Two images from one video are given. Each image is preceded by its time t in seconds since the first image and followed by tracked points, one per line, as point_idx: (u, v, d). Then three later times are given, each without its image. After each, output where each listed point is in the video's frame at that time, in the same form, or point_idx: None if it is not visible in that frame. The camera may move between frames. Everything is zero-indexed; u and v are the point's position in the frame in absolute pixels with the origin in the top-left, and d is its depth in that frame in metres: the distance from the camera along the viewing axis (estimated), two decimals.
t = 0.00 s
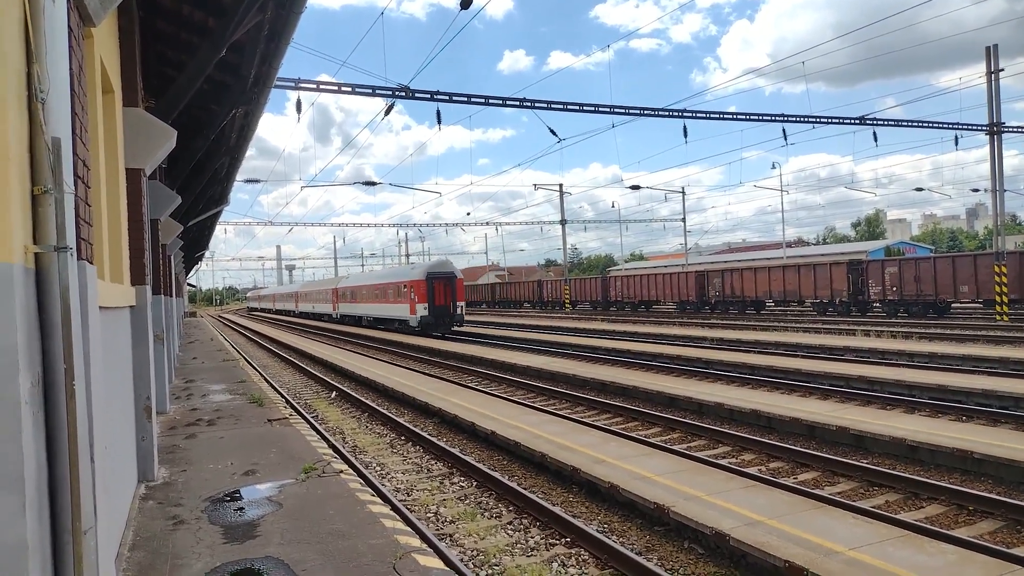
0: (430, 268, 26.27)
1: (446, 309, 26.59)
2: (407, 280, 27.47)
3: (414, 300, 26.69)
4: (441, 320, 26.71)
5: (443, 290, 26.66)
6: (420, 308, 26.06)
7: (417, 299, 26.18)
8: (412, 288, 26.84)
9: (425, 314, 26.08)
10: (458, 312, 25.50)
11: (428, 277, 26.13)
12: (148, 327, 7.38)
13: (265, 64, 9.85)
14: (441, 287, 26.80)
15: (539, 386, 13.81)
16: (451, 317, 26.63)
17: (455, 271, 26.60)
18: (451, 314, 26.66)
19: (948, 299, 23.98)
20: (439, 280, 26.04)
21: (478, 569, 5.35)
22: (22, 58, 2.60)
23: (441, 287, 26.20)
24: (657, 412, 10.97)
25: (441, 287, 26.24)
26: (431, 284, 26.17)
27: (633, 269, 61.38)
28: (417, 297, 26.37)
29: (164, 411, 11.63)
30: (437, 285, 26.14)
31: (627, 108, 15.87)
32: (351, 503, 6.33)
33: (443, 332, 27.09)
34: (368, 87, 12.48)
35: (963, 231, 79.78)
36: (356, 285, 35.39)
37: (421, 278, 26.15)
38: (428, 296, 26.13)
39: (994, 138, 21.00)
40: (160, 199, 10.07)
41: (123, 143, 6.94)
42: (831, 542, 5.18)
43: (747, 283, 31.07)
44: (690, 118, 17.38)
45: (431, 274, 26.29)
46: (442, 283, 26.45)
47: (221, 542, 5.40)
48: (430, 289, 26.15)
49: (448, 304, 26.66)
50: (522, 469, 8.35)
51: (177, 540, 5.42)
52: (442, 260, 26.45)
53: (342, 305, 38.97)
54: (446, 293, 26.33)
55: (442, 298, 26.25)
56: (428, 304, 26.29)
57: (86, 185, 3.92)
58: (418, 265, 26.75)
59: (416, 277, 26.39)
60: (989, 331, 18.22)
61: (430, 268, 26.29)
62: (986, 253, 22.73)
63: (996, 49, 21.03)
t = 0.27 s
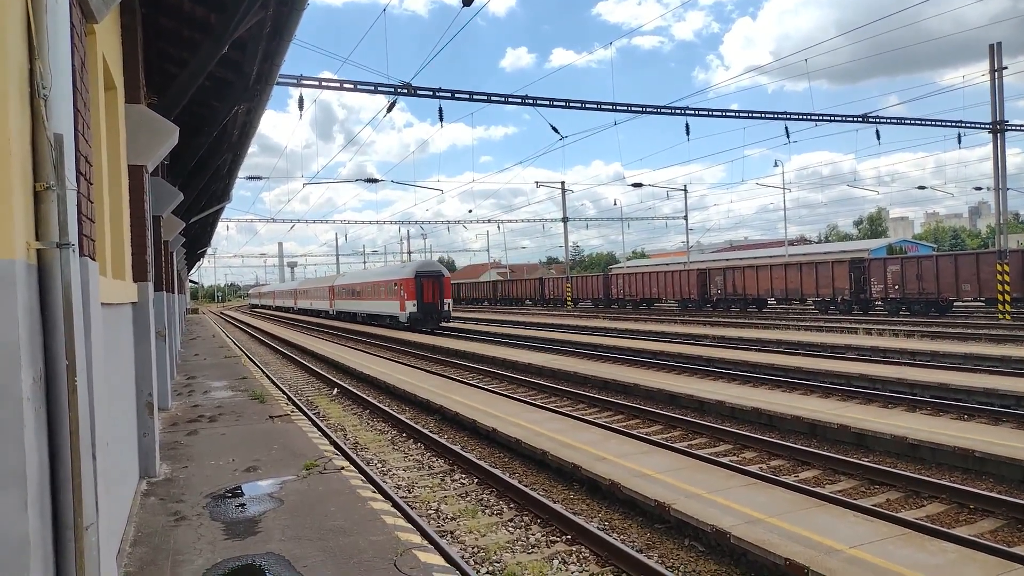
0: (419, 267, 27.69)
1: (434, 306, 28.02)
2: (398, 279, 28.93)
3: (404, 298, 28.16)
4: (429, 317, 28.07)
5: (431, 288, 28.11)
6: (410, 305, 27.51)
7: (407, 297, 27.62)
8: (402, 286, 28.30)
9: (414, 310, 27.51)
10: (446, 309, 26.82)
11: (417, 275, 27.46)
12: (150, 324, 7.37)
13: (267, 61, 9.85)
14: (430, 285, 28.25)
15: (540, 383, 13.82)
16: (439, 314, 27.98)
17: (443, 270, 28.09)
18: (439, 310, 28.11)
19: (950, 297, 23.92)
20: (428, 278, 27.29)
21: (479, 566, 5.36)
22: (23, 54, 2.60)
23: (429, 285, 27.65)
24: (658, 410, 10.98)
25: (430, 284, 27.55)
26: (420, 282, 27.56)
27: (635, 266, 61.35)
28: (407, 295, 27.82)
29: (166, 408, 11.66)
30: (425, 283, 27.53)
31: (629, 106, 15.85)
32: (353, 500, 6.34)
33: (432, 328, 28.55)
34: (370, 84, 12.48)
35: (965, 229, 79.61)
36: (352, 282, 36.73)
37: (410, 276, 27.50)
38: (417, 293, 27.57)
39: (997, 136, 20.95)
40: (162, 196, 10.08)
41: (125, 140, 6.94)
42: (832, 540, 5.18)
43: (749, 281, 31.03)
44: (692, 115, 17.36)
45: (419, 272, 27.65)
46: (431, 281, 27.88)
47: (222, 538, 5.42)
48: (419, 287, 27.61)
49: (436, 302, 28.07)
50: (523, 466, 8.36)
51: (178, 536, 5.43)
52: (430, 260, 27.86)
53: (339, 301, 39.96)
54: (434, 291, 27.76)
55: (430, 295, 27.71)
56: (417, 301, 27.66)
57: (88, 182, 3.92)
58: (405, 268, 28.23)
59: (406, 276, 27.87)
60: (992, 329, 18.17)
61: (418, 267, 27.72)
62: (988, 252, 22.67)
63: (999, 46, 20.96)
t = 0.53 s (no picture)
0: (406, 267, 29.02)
1: (421, 304, 29.37)
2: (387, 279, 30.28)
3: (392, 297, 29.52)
4: (417, 315, 29.45)
5: (418, 287, 29.45)
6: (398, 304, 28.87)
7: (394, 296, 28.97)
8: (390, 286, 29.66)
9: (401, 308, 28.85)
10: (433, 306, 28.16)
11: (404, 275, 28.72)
12: (149, 323, 7.37)
13: (266, 59, 9.84)
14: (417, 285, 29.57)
15: (540, 382, 13.83)
16: (426, 312, 29.32)
17: (429, 269, 29.47)
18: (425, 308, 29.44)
19: (950, 296, 23.93)
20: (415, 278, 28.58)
21: (478, 565, 5.37)
22: (22, 52, 2.60)
23: (416, 284, 28.99)
24: (657, 408, 10.98)
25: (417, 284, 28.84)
26: (407, 281, 28.90)
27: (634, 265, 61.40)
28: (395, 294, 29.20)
29: (165, 406, 11.66)
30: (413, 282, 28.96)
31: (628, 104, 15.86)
32: (352, 499, 6.35)
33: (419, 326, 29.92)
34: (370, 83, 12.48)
35: (964, 228, 79.66)
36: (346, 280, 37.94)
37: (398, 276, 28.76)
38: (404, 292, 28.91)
39: (996, 135, 20.96)
40: (162, 195, 10.08)
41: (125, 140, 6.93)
42: (830, 539, 5.19)
43: (748, 280, 31.03)
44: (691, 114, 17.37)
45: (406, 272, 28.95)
46: (418, 281, 29.22)
47: (222, 537, 5.42)
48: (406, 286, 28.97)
49: (423, 301, 29.40)
50: (523, 465, 8.36)
51: (178, 535, 5.43)
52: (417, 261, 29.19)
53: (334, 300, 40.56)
54: (421, 290, 29.08)
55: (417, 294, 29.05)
56: (405, 300, 29.06)
57: (88, 181, 3.92)
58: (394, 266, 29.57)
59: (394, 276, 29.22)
60: (991, 328, 18.17)
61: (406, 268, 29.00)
62: (987, 251, 22.69)
63: (998, 46, 20.97)
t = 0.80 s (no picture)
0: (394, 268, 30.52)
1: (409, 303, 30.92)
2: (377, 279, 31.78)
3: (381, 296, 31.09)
4: (404, 313, 31.02)
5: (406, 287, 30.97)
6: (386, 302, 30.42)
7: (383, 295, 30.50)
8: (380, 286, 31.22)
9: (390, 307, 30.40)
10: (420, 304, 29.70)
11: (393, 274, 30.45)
12: (147, 322, 7.35)
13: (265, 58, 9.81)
14: (405, 285, 31.11)
15: (538, 381, 13.84)
16: (413, 310, 31.26)
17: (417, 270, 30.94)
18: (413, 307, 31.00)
19: (948, 295, 23.94)
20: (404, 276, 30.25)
21: (477, 564, 5.36)
22: (20, 49, 2.59)
23: (404, 284, 30.53)
24: (656, 407, 10.98)
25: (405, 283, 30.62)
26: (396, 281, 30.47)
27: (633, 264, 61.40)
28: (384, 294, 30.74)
29: (164, 406, 11.65)
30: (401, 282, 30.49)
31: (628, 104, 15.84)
32: (351, 498, 6.34)
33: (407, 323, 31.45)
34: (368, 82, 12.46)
35: (963, 227, 79.77)
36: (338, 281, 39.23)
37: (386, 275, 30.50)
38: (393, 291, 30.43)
39: (995, 134, 20.97)
40: (160, 194, 10.06)
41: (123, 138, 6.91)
42: (829, 538, 5.20)
43: (747, 279, 31.03)
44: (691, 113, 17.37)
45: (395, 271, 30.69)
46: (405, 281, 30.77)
47: (221, 536, 5.41)
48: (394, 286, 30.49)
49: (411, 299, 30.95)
50: (522, 464, 8.37)
51: (177, 534, 5.43)
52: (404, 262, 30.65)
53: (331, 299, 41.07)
54: (409, 289, 30.63)
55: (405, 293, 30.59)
56: (393, 299, 30.61)
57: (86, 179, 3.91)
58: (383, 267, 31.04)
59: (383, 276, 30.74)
60: (990, 327, 18.17)
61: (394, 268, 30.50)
62: (986, 250, 22.71)
63: (997, 44, 20.97)
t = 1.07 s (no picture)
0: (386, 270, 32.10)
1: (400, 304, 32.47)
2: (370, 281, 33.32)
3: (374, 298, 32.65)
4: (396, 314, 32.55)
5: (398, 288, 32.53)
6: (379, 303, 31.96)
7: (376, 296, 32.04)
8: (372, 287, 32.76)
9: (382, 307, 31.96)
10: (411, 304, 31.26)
11: (384, 276, 32.10)
12: (148, 324, 7.35)
13: (266, 59, 9.82)
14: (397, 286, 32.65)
15: (539, 382, 13.84)
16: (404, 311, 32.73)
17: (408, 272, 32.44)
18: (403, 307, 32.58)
19: (949, 297, 23.91)
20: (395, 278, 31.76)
21: (478, 565, 5.36)
22: (21, 50, 2.59)
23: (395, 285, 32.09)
24: (657, 409, 10.97)
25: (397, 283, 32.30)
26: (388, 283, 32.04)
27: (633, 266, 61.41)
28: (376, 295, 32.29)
29: (165, 406, 11.66)
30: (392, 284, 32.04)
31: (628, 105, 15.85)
32: (352, 499, 6.34)
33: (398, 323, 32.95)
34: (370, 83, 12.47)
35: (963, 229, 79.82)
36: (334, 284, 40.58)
37: (377, 277, 32.18)
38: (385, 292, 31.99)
39: (995, 136, 20.96)
40: (161, 195, 10.07)
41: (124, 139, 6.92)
42: (831, 539, 5.19)
43: (748, 281, 31.02)
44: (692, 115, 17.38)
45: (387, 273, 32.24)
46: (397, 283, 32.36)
47: (222, 537, 5.41)
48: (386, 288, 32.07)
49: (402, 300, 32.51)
50: (522, 465, 8.36)
51: (178, 535, 5.42)
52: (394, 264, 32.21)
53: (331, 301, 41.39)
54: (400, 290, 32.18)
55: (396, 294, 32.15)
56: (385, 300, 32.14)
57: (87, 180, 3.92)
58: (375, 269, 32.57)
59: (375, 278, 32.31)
60: (991, 329, 18.16)
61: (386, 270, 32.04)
62: (987, 252, 22.69)
63: (997, 46, 20.97)
